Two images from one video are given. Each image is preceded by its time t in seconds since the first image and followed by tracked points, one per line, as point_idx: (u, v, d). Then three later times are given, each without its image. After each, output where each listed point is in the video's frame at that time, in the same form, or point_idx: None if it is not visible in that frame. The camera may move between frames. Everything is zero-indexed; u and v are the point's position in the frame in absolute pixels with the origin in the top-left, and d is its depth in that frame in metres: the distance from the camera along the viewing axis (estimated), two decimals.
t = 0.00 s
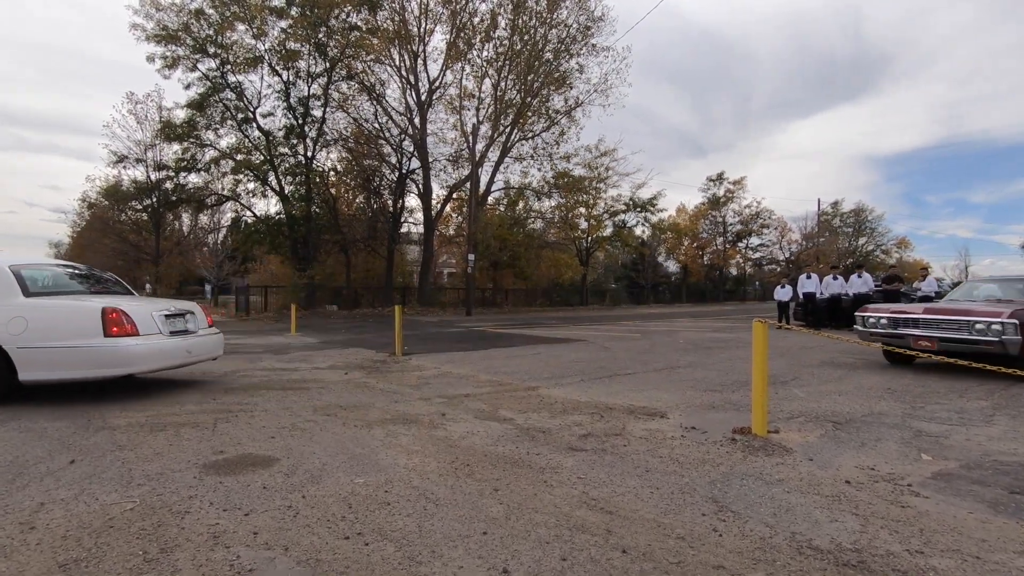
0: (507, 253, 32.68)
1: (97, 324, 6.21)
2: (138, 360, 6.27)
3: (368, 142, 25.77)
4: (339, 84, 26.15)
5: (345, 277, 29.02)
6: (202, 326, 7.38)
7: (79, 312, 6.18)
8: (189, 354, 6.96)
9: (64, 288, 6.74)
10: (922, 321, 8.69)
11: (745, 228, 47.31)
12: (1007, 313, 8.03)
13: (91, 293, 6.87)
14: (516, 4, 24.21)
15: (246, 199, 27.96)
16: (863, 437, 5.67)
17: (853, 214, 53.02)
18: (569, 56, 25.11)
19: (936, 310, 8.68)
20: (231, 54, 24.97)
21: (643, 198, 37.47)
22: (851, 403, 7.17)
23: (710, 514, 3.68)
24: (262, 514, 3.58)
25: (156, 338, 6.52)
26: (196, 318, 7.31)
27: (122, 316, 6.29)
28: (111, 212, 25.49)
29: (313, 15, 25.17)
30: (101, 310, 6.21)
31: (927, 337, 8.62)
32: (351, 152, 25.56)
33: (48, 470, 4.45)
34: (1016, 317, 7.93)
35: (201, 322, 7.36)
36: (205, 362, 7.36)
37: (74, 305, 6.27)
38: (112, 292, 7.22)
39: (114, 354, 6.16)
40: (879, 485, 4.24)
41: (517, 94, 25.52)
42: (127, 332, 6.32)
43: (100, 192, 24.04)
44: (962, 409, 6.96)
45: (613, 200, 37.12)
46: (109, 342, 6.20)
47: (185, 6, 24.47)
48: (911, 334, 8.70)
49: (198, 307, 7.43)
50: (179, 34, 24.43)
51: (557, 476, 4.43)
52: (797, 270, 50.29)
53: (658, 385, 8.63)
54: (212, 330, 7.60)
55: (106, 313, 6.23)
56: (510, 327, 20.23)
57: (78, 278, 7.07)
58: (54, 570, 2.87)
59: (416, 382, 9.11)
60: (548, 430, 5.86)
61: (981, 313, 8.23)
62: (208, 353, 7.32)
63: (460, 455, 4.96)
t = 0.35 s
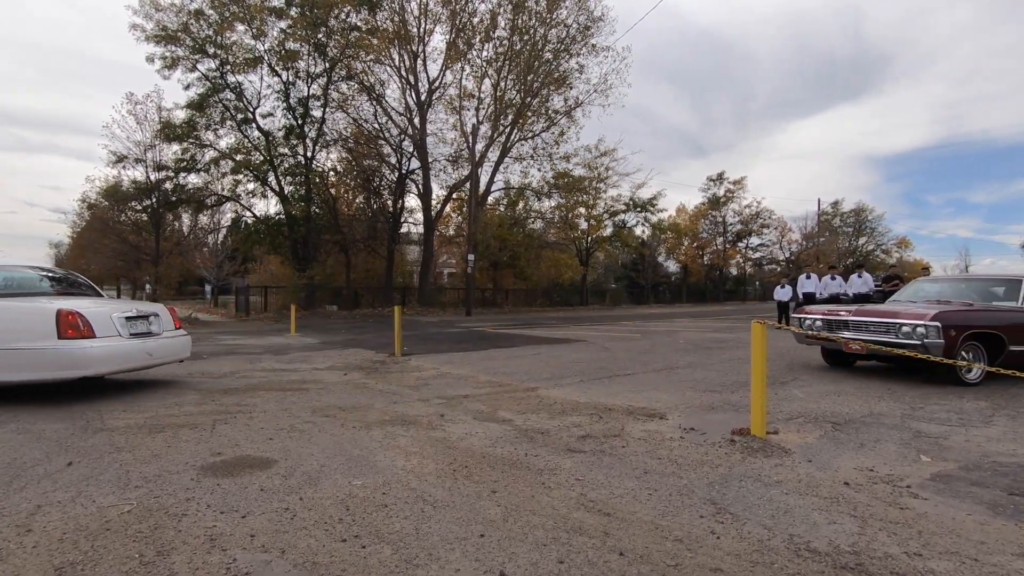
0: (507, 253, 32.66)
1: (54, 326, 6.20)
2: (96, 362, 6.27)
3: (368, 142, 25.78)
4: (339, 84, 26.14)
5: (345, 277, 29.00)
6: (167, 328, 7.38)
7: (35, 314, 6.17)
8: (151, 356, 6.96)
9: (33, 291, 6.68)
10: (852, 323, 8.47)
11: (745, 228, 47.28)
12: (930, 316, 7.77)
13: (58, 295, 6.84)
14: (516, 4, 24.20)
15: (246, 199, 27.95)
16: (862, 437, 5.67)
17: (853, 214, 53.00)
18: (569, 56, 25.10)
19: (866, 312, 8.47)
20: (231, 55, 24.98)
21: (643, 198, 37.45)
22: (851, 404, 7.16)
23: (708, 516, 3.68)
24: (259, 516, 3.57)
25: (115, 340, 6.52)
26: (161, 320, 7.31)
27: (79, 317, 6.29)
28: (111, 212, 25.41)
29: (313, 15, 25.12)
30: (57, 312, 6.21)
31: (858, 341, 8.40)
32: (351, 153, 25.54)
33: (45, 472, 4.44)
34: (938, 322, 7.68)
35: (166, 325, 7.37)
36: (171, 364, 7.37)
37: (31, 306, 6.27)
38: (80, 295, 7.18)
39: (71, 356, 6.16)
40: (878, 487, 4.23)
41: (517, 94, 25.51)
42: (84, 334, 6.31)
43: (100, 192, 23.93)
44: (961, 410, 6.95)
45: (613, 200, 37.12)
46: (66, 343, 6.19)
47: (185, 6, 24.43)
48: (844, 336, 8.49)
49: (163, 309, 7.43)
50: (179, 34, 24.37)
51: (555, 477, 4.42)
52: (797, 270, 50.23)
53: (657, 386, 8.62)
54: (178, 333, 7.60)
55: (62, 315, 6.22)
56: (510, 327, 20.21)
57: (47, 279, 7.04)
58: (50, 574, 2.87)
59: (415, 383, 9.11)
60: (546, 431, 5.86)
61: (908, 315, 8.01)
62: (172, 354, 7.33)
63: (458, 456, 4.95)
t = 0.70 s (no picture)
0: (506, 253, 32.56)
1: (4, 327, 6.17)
2: (44, 362, 6.25)
3: (367, 143, 25.78)
4: (337, 84, 26.11)
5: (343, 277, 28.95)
6: (128, 328, 7.35)
7: None
8: (108, 357, 6.95)
9: None
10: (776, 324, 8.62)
11: (744, 228, 47.22)
12: (847, 317, 7.90)
13: (20, 296, 6.83)
14: (515, 4, 24.16)
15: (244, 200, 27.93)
16: (854, 438, 5.66)
17: (853, 213, 53.02)
18: (567, 56, 25.09)
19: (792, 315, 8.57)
20: (229, 55, 24.97)
21: (642, 198, 37.41)
22: (845, 405, 7.15)
23: (696, 518, 3.66)
24: (245, 518, 3.56)
25: (67, 341, 6.51)
26: (121, 320, 7.28)
27: (30, 317, 6.28)
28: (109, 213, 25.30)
29: (311, 15, 25.05)
30: (6, 312, 6.19)
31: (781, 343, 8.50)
32: (349, 153, 25.50)
33: (34, 474, 4.43)
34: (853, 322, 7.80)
35: (126, 324, 7.34)
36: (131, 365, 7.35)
37: None
38: (44, 295, 7.16)
39: (20, 357, 6.14)
40: (867, 488, 4.22)
41: (516, 95, 25.50)
42: (35, 335, 6.29)
43: (98, 192, 23.75)
44: (955, 410, 6.94)
45: (612, 200, 37.09)
46: (15, 344, 6.17)
47: (182, 7, 24.35)
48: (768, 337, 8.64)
49: (125, 309, 7.40)
50: (176, 34, 24.27)
51: (545, 479, 4.41)
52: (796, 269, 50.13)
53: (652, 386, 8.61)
54: (141, 333, 7.57)
55: (11, 316, 6.20)
56: (508, 328, 20.17)
57: (12, 280, 7.03)
58: None
59: (410, 383, 9.09)
60: (539, 432, 5.84)
61: (827, 317, 8.16)
62: (133, 355, 7.31)
63: (449, 458, 4.94)
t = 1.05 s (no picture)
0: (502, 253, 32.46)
1: None
2: None
3: (363, 142, 25.77)
4: (333, 84, 26.06)
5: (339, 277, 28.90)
6: (80, 326, 7.38)
7: None
8: (53, 354, 6.98)
9: None
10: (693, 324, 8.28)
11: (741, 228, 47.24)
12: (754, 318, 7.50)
13: None
14: (511, 4, 24.15)
15: (240, 199, 27.86)
16: (844, 435, 5.67)
17: (849, 214, 53.17)
18: (564, 56, 25.10)
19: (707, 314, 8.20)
20: (225, 54, 24.92)
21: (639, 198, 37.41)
22: (837, 403, 7.17)
23: (683, 513, 3.67)
24: (232, 514, 3.56)
25: (5, 340, 6.58)
26: (71, 318, 7.30)
27: None
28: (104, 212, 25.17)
29: (308, 15, 24.98)
30: None
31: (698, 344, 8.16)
32: (346, 152, 25.47)
33: (22, 471, 4.41)
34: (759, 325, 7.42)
35: (79, 322, 7.36)
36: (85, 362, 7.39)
37: None
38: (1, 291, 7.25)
39: None
40: (855, 484, 4.24)
41: (512, 95, 25.50)
42: None
43: (92, 191, 23.53)
44: (946, 408, 6.96)
45: (609, 200, 37.07)
46: None
47: (178, 5, 24.25)
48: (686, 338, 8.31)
49: (77, 306, 7.41)
50: (172, 33, 24.19)
51: (534, 475, 4.41)
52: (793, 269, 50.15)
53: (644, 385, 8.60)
54: (96, 330, 7.58)
55: None
56: (503, 327, 20.14)
57: None
58: (15, 572, 2.84)
59: (403, 382, 9.07)
60: (530, 430, 5.83)
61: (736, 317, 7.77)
62: (85, 352, 7.34)
63: (439, 455, 4.94)
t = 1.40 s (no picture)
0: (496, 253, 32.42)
1: None
2: None
3: (356, 142, 25.73)
4: (326, 83, 26.01)
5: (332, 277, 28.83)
6: (20, 326, 7.52)
7: None
8: None
9: None
10: (606, 325, 7.98)
11: (734, 229, 47.39)
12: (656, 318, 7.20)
13: None
14: (504, 4, 24.16)
15: (232, 199, 27.76)
16: (833, 437, 5.71)
17: (840, 214, 53.49)
18: (557, 57, 25.12)
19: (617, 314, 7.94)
20: (216, 53, 24.81)
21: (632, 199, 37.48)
22: (826, 404, 7.21)
23: (672, 516, 3.68)
24: (220, 519, 3.54)
25: None
26: (9, 318, 7.44)
27: None
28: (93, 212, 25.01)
29: (300, 14, 24.90)
30: None
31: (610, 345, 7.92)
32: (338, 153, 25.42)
33: (7, 475, 4.39)
34: (661, 325, 7.12)
35: (17, 323, 7.49)
36: (29, 362, 7.56)
37: None
38: None
39: None
40: (843, 485, 4.27)
41: (506, 95, 25.49)
42: None
43: (82, 190, 23.36)
44: (934, 409, 7.03)
45: (602, 201, 37.13)
46: None
47: (169, 4, 24.10)
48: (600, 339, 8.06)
49: (18, 307, 7.55)
50: (163, 32, 24.07)
51: (524, 478, 4.42)
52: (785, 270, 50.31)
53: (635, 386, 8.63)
54: (37, 330, 7.68)
55: None
56: (496, 328, 20.12)
57: None
58: None
59: (395, 383, 9.08)
60: (521, 432, 5.85)
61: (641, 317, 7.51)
62: (23, 352, 7.47)
63: (429, 457, 4.95)
